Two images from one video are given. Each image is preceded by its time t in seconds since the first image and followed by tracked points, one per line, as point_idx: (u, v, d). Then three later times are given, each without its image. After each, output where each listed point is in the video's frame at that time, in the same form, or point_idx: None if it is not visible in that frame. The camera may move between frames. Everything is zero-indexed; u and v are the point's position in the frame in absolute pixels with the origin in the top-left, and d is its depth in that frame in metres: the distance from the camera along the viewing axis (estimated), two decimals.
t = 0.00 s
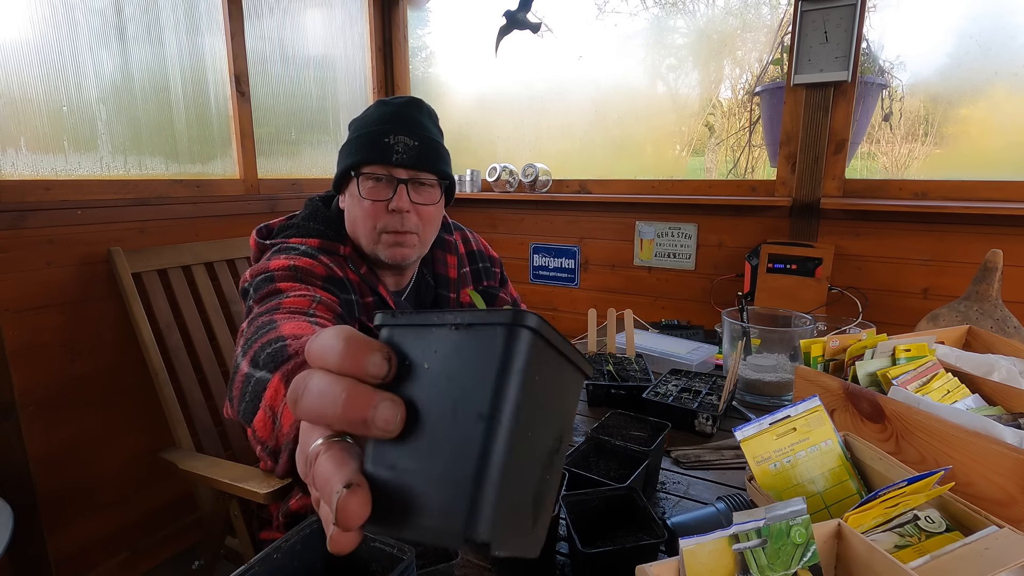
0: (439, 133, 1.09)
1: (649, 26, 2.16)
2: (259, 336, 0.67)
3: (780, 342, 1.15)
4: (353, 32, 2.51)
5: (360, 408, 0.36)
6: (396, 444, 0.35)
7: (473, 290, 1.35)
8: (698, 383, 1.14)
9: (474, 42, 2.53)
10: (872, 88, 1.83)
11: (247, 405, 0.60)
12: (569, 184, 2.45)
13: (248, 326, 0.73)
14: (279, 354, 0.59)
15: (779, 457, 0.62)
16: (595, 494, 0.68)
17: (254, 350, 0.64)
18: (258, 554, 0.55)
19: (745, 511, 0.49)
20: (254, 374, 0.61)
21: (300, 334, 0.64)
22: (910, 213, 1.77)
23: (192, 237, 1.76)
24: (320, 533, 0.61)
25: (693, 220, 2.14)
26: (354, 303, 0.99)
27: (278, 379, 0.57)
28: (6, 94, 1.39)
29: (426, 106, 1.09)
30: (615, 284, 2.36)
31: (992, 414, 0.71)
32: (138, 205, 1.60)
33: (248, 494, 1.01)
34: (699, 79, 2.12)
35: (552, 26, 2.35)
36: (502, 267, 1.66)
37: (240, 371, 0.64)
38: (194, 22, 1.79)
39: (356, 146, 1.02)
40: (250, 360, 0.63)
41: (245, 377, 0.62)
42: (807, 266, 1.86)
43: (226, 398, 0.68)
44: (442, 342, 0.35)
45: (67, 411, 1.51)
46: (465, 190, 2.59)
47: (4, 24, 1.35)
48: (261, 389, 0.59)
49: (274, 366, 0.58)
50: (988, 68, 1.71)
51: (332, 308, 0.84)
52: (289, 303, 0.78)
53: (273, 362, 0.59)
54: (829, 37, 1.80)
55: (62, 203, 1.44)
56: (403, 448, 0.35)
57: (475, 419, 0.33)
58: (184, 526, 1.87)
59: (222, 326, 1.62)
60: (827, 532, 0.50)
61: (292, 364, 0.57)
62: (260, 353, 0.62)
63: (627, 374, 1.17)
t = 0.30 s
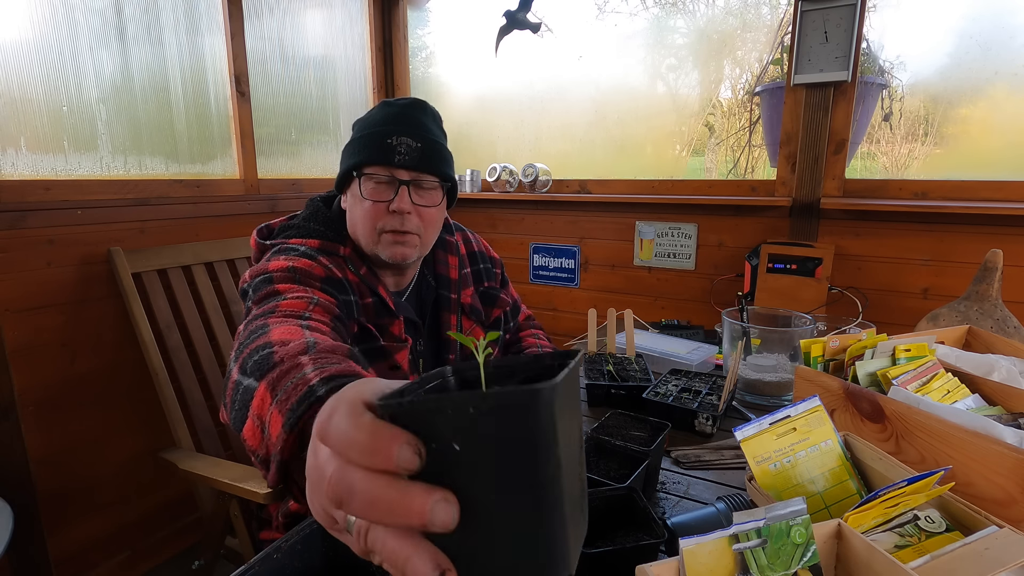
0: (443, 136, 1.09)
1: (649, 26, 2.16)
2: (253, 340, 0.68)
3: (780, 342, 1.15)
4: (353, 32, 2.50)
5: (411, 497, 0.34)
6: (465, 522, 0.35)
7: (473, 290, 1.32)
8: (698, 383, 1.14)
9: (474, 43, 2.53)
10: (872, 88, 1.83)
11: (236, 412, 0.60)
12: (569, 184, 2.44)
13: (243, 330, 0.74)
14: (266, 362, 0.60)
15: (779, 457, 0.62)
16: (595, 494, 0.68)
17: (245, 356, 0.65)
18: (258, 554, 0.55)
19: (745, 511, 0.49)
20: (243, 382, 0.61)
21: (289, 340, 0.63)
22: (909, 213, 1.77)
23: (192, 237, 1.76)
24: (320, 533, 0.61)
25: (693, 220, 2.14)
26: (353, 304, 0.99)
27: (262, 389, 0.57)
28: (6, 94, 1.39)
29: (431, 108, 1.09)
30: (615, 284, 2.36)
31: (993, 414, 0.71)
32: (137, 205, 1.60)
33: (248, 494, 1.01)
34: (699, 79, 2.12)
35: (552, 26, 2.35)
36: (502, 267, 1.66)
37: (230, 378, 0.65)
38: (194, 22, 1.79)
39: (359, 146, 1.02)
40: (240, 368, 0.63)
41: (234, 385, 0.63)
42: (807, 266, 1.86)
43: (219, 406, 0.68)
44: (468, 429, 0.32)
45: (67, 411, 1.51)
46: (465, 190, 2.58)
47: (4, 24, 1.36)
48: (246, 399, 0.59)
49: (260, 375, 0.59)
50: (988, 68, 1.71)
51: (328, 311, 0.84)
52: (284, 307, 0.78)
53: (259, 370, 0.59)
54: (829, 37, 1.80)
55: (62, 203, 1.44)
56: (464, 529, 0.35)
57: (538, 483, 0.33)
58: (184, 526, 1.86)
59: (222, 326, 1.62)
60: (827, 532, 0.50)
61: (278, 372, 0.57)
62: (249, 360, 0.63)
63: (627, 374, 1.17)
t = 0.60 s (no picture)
0: (451, 138, 1.10)
1: (649, 26, 2.16)
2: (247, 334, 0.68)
3: (780, 342, 1.15)
4: (353, 32, 2.50)
5: (540, 377, 0.45)
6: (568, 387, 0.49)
7: (477, 293, 1.34)
8: (698, 383, 1.14)
9: (474, 43, 2.54)
10: (872, 88, 1.83)
11: (259, 384, 0.60)
12: (569, 184, 2.44)
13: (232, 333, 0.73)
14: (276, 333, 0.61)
15: (779, 457, 0.62)
16: (595, 494, 0.68)
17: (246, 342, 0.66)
18: (258, 554, 0.55)
19: (745, 511, 0.49)
20: (254, 359, 0.63)
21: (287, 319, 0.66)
22: (909, 213, 1.77)
23: (192, 238, 1.76)
24: (321, 533, 0.61)
25: (693, 220, 2.14)
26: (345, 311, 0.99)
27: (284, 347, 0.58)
28: (6, 94, 1.39)
29: (440, 110, 1.10)
30: (615, 284, 2.36)
31: (992, 414, 0.71)
32: (137, 205, 1.60)
33: (248, 494, 1.01)
34: (699, 79, 2.12)
35: (552, 26, 2.35)
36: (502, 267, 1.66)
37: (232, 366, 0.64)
38: (194, 22, 1.79)
39: (368, 146, 1.03)
40: (243, 352, 0.65)
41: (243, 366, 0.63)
42: (807, 265, 1.86)
43: (220, 401, 0.66)
44: (591, 328, 0.49)
45: (67, 412, 1.51)
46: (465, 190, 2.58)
47: (4, 24, 1.36)
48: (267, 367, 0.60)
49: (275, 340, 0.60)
50: (988, 68, 1.71)
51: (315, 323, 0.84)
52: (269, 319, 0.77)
53: (275, 338, 0.61)
54: (829, 37, 1.80)
55: (62, 203, 1.44)
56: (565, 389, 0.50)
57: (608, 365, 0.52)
58: (184, 526, 1.86)
59: (222, 326, 1.62)
60: (827, 532, 0.50)
61: (298, 328, 0.58)
62: (252, 342, 0.65)
63: (627, 374, 1.17)
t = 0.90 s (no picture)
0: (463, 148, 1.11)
1: (649, 26, 2.16)
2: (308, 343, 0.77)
3: (780, 342, 1.15)
4: (353, 32, 2.50)
5: (563, 307, 0.70)
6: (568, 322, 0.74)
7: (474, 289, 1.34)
8: (698, 383, 1.14)
9: (474, 43, 2.54)
10: (872, 88, 1.83)
11: (363, 367, 0.72)
12: (569, 184, 2.44)
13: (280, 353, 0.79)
14: (349, 328, 0.74)
15: (779, 456, 0.62)
16: (595, 494, 0.68)
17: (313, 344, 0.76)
18: (258, 553, 0.55)
19: (745, 511, 0.49)
20: (344, 350, 0.72)
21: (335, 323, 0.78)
22: (909, 213, 1.77)
23: (192, 238, 1.75)
24: (321, 533, 0.61)
25: (693, 220, 2.14)
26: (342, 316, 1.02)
27: (377, 331, 0.72)
28: (6, 94, 1.39)
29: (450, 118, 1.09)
30: (615, 284, 2.36)
31: (993, 414, 0.71)
32: (137, 205, 1.60)
33: (248, 494, 1.01)
34: (699, 79, 2.12)
35: (552, 26, 2.35)
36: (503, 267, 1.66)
37: (317, 369, 0.73)
38: (193, 22, 1.79)
39: (408, 162, 0.97)
40: (322, 353, 0.73)
41: (329, 361, 0.72)
42: (807, 266, 1.86)
43: (314, 399, 0.74)
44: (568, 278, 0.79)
45: (67, 412, 1.51)
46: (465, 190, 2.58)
47: (4, 23, 1.36)
48: (357, 353, 0.72)
49: (360, 331, 0.72)
50: (988, 68, 1.71)
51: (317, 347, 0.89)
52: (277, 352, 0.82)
53: (360, 329, 0.73)
54: (829, 37, 1.80)
55: (62, 203, 1.44)
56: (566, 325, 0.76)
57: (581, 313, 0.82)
58: (184, 526, 1.86)
59: (222, 326, 1.62)
60: (827, 532, 0.50)
61: (381, 315, 0.73)
62: (328, 340, 0.74)
63: (627, 374, 1.17)
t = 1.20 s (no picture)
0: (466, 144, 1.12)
1: (649, 26, 2.16)
2: (356, 394, 0.83)
3: (780, 342, 1.15)
4: (353, 33, 2.50)
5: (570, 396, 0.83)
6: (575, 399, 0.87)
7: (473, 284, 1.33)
8: (698, 383, 1.14)
9: (474, 43, 2.54)
10: (872, 88, 1.82)
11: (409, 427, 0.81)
12: (569, 184, 2.44)
13: (327, 399, 0.83)
14: (399, 388, 0.82)
15: (779, 457, 0.62)
16: (595, 494, 0.68)
17: (362, 399, 0.83)
18: (258, 554, 0.55)
19: (745, 511, 0.49)
20: (394, 412, 0.81)
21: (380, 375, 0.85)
22: (909, 213, 1.77)
23: (192, 238, 1.75)
24: (321, 533, 0.60)
25: (693, 220, 2.14)
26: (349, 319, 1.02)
27: (424, 397, 0.82)
28: (6, 94, 1.39)
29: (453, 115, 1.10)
30: (615, 284, 2.36)
31: (992, 414, 0.71)
32: (136, 205, 1.59)
33: (248, 494, 1.01)
34: (699, 79, 2.12)
35: (552, 26, 2.35)
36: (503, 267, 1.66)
37: (372, 426, 0.81)
38: (194, 22, 1.79)
39: (419, 156, 0.97)
40: (377, 413, 0.81)
41: (382, 421, 0.81)
42: (807, 266, 1.86)
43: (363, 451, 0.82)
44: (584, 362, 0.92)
45: (67, 413, 1.51)
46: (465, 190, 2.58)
47: (4, 23, 1.36)
48: (407, 414, 0.81)
49: (411, 395, 0.82)
50: (988, 68, 1.71)
51: (334, 369, 0.92)
52: (314, 392, 0.85)
53: (410, 393, 0.82)
54: (829, 36, 1.80)
55: (62, 203, 1.44)
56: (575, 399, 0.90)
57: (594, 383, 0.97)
58: (184, 526, 1.86)
59: (222, 326, 1.62)
60: (827, 533, 0.49)
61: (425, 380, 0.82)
62: (379, 401, 0.82)
63: (627, 374, 1.17)
